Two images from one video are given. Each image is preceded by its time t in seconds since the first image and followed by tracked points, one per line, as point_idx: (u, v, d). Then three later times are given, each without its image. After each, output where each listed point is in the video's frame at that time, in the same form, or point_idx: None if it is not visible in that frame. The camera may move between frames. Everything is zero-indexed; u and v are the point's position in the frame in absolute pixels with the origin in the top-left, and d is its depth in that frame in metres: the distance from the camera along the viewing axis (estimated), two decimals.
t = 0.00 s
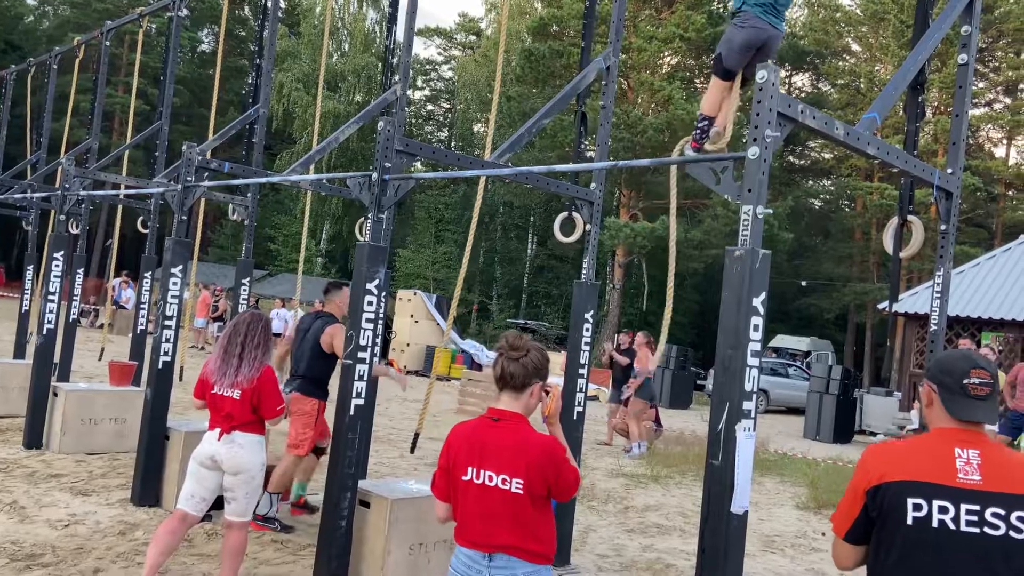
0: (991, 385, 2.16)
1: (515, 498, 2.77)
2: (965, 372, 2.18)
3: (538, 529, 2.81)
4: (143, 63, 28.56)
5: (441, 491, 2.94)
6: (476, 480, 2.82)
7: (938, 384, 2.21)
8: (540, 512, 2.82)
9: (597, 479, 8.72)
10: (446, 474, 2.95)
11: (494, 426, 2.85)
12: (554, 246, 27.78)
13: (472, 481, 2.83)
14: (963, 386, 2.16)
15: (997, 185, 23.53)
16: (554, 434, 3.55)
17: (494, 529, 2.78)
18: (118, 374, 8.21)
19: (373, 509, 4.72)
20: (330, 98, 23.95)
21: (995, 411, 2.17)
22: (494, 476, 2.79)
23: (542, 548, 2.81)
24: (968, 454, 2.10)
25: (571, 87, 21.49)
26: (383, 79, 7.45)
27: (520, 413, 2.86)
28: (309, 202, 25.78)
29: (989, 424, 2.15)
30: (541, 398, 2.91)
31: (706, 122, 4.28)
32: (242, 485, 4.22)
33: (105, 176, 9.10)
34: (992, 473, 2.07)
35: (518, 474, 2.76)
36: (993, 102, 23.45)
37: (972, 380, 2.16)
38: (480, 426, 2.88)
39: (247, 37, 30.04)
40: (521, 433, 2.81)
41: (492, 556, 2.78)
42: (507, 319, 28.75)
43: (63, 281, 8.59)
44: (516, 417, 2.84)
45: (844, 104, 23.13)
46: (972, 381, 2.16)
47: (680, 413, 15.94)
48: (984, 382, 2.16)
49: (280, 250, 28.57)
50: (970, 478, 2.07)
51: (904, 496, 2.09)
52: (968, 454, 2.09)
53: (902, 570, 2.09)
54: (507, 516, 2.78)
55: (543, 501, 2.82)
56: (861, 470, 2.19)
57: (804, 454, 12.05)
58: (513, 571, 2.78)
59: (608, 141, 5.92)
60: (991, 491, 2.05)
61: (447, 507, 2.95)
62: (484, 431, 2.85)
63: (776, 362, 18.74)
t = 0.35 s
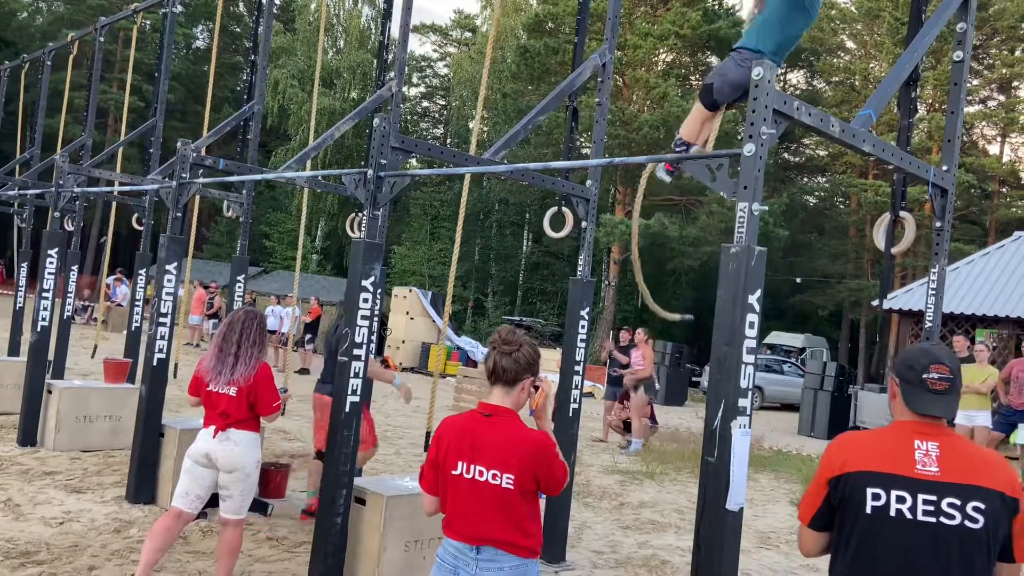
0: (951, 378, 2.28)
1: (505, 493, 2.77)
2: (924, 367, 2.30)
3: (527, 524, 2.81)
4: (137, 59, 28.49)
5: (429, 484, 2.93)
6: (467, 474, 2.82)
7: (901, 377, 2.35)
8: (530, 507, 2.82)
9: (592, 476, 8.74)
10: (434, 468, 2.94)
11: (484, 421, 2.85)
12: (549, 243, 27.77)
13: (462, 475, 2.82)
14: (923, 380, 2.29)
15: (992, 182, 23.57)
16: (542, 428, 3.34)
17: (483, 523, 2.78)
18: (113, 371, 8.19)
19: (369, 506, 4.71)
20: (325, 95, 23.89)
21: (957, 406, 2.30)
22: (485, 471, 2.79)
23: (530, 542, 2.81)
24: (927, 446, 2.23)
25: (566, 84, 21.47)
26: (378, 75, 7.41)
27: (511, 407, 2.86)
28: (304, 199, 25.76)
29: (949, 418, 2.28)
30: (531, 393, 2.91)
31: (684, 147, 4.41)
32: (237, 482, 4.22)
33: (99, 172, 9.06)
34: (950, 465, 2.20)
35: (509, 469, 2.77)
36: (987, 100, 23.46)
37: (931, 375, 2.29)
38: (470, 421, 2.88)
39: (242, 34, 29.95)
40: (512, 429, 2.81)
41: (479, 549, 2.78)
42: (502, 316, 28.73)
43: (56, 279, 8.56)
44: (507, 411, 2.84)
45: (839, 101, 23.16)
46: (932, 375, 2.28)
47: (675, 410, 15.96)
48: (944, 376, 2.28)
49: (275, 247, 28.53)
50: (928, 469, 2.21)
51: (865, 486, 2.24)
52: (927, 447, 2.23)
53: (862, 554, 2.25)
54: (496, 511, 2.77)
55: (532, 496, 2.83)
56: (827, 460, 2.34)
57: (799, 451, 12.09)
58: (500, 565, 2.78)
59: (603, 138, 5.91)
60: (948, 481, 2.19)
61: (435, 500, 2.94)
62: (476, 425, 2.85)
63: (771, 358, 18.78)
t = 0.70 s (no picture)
0: (941, 379, 2.27)
1: (486, 489, 2.77)
2: (916, 367, 2.30)
3: (507, 518, 2.82)
4: (132, 56, 28.42)
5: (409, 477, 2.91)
6: (448, 469, 2.81)
7: (891, 375, 2.35)
8: (510, 501, 2.82)
9: (590, 473, 8.73)
10: (415, 461, 2.92)
11: (467, 416, 2.82)
12: (546, 240, 27.79)
13: (443, 469, 2.81)
14: (914, 380, 2.29)
15: (988, 179, 23.60)
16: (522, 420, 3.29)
17: (464, 518, 2.78)
18: (109, 368, 8.17)
19: (366, 503, 4.71)
20: (322, 92, 23.84)
21: (948, 403, 2.30)
22: (467, 465, 2.78)
23: (509, 536, 2.82)
24: (916, 443, 2.24)
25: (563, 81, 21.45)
26: (374, 72, 7.38)
27: (494, 402, 2.84)
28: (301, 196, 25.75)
29: (939, 416, 2.27)
30: (514, 386, 2.87)
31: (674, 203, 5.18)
32: (234, 480, 4.22)
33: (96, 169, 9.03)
34: (939, 462, 2.21)
35: (490, 464, 2.76)
36: (984, 97, 23.44)
37: (922, 375, 2.28)
38: (452, 415, 2.85)
39: (238, 31, 29.86)
40: (494, 423, 2.80)
41: (458, 542, 2.78)
42: (499, 313, 28.76)
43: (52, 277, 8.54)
44: (489, 406, 2.82)
45: (836, 99, 23.17)
46: (923, 375, 2.28)
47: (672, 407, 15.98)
48: (935, 377, 2.27)
49: (272, 245, 28.51)
50: (917, 466, 2.21)
51: (854, 483, 2.24)
52: (917, 444, 2.23)
53: (853, 551, 2.25)
54: (477, 505, 2.77)
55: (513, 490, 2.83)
56: (816, 457, 2.34)
57: (795, 448, 12.10)
58: (479, 558, 2.79)
59: (601, 135, 5.90)
60: (938, 478, 2.19)
61: (415, 493, 2.92)
62: (458, 419, 2.82)
63: (768, 355, 18.80)
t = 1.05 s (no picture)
0: (942, 380, 2.27)
1: (464, 485, 2.76)
2: (916, 368, 2.30)
3: (488, 514, 2.81)
4: (129, 55, 28.36)
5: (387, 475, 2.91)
6: (427, 466, 2.80)
7: (893, 376, 2.35)
8: (489, 497, 2.82)
9: (587, 471, 8.74)
10: (396, 459, 2.93)
11: (444, 413, 2.82)
12: (543, 238, 27.81)
13: (422, 466, 2.81)
14: (914, 381, 2.29)
15: (985, 178, 23.63)
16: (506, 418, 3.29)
17: (444, 514, 2.77)
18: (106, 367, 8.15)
19: (363, 502, 4.72)
20: (319, 91, 23.83)
21: (949, 403, 2.29)
22: (445, 462, 2.77)
23: (490, 533, 2.82)
24: (917, 443, 2.23)
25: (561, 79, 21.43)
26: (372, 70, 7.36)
27: (472, 398, 2.83)
28: (298, 195, 25.74)
29: (941, 416, 2.27)
30: (492, 383, 2.88)
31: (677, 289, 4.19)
32: (231, 479, 4.22)
33: (92, 168, 9.01)
34: (940, 463, 2.21)
35: (468, 461, 2.76)
36: (981, 95, 23.45)
37: (923, 376, 2.28)
38: (430, 413, 2.84)
39: (235, 29, 29.83)
40: (472, 420, 2.79)
41: (438, 539, 2.78)
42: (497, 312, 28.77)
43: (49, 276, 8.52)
44: (468, 403, 2.82)
45: (833, 97, 23.20)
46: (924, 376, 2.28)
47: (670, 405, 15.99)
48: (936, 378, 2.27)
49: (269, 243, 28.50)
50: (918, 467, 2.21)
51: (855, 484, 2.24)
52: (917, 444, 2.23)
53: (855, 553, 2.25)
54: (457, 502, 2.77)
55: (493, 485, 2.82)
56: (819, 457, 2.35)
57: (793, 446, 12.11)
58: (459, 555, 2.78)
59: (598, 133, 5.89)
60: (939, 479, 2.19)
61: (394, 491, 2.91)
62: (436, 417, 2.82)
63: (766, 354, 18.83)
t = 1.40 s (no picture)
0: (939, 379, 2.29)
1: (451, 483, 2.76)
2: (913, 366, 2.32)
3: (477, 512, 2.81)
4: (126, 55, 28.35)
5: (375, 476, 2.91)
6: (414, 466, 2.80)
7: (891, 376, 2.36)
8: (478, 496, 2.82)
9: (584, 472, 8.74)
10: (383, 460, 2.93)
11: (430, 412, 2.82)
12: (541, 238, 27.81)
13: (409, 466, 2.81)
14: (912, 379, 2.31)
15: (982, 178, 23.66)
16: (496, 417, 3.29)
17: (432, 514, 2.77)
18: (103, 369, 8.13)
19: (361, 503, 4.70)
20: (316, 92, 23.84)
21: (947, 404, 2.31)
22: (432, 461, 2.77)
23: (479, 533, 2.82)
24: (917, 445, 2.24)
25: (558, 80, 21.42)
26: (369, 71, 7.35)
27: (458, 398, 2.84)
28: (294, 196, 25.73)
29: (939, 416, 2.28)
30: (478, 383, 2.88)
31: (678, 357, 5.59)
32: (228, 480, 4.21)
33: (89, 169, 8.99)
34: (940, 465, 2.21)
35: (456, 459, 2.76)
36: (978, 95, 23.46)
37: (921, 375, 2.29)
38: (417, 412, 2.85)
39: (232, 30, 29.83)
40: (458, 419, 2.79)
41: (428, 539, 2.78)
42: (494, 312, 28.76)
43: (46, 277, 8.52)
44: (453, 402, 2.82)
45: (830, 97, 23.24)
46: (921, 374, 2.30)
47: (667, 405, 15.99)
48: (933, 376, 2.29)
49: (266, 244, 28.50)
50: (918, 469, 2.21)
51: (855, 487, 2.24)
52: (917, 446, 2.24)
53: (855, 554, 2.25)
54: (446, 501, 2.77)
55: (482, 483, 2.83)
56: (818, 459, 2.35)
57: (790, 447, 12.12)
58: (449, 555, 2.78)
59: (595, 134, 5.89)
60: (939, 481, 2.20)
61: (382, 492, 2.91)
62: (422, 416, 2.82)
63: (763, 354, 18.84)
